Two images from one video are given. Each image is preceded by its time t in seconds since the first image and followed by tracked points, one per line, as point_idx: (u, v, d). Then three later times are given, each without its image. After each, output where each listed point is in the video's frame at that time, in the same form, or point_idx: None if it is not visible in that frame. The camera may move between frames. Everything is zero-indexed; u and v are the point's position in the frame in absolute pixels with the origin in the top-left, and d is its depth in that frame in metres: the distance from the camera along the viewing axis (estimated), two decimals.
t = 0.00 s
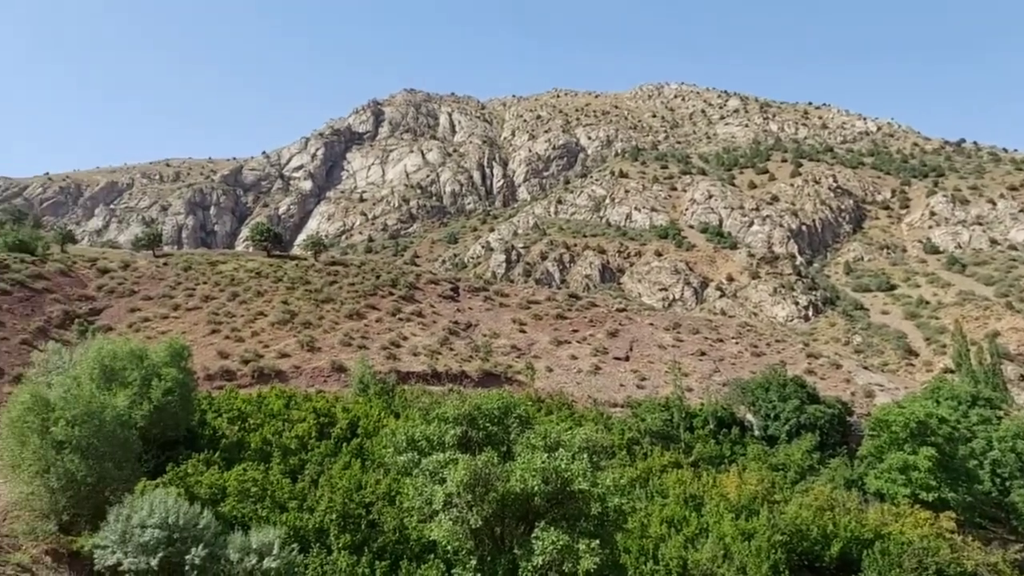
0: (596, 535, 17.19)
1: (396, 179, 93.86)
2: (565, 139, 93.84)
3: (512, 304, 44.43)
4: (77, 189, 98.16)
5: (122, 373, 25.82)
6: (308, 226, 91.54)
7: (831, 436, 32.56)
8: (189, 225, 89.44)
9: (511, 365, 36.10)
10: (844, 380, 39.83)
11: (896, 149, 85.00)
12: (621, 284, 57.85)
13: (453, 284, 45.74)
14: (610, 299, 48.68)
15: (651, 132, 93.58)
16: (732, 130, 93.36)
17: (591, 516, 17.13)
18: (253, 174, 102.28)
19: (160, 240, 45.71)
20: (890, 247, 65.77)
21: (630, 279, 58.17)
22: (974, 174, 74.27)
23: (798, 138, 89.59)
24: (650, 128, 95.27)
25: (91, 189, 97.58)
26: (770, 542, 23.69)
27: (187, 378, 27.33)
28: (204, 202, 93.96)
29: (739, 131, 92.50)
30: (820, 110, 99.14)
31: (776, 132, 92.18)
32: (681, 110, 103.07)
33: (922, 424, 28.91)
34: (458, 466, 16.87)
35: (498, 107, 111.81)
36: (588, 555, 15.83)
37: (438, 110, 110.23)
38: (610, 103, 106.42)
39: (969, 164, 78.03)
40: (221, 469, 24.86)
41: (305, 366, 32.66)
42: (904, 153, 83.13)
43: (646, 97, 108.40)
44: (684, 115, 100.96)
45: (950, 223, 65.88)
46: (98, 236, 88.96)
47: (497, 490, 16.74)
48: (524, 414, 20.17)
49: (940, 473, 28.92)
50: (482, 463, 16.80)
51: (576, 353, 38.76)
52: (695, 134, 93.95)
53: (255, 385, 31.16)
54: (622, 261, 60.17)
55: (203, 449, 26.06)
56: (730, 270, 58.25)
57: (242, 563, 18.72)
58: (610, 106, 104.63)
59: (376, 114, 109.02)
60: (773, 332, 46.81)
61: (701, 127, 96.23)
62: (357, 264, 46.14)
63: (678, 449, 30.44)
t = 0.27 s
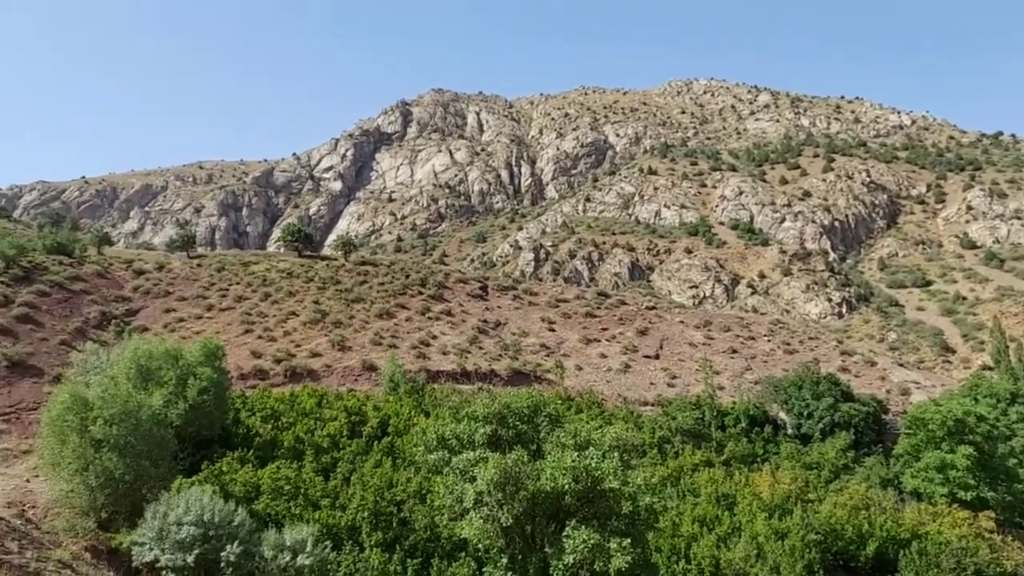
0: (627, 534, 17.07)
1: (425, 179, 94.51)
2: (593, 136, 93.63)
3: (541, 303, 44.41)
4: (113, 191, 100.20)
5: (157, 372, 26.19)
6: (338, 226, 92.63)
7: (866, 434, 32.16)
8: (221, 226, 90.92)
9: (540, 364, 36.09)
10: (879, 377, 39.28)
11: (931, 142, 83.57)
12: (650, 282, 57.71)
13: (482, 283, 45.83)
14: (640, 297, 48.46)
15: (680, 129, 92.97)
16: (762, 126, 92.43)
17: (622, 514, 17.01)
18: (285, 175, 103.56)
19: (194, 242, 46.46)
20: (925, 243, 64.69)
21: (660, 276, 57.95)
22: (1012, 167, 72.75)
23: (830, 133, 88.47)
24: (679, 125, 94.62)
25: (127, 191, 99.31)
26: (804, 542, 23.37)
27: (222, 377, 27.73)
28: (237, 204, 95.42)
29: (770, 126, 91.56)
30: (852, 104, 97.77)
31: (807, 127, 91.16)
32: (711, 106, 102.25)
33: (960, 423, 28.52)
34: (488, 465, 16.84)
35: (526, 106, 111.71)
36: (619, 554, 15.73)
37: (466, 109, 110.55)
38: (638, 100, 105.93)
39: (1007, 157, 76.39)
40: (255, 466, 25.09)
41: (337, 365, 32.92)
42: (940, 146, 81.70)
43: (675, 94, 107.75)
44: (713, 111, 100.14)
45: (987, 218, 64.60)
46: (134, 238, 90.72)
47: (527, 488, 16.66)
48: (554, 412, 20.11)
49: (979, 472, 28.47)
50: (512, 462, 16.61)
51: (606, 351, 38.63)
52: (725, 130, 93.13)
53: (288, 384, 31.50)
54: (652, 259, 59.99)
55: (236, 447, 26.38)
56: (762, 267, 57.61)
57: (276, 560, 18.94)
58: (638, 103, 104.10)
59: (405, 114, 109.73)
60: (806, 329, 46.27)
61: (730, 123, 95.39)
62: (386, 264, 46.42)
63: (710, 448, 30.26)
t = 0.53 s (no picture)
0: (659, 533, 16.92)
1: (454, 179, 94.91)
2: (622, 134, 93.26)
3: (570, 301, 44.34)
4: (147, 194, 102.03)
5: (193, 372, 26.55)
6: (368, 226, 93.44)
7: (902, 432, 31.77)
8: (254, 228, 92.19)
9: (570, 362, 36.05)
10: (915, 374, 38.70)
11: (968, 135, 81.99)
12: (681, 280, 57.45)
13: (511, 282, 45.88)
14: (670, 295, 48.18)
15: (709, 125, 92.24)
16: (794, 120, 91.36)
17: (654, 513, 16.88)
18: (315, 176, 104.21)
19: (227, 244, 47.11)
20: (962, 237, 63.49)
21: (691, 274, 57.66)
22: None
23: (864, 126, 87.22)
24: (709, 120, 93.87)
25: (161, 195, 100.85)
26: (839, 541, 23.04)
27: (255, 377, 28.09)
28: (268, 206, 96.53)
29: (801, 120, 90.49)
30: (886, 96, 96.26)
31: (840, 121, 89.98)
32: (741, 101, 101.27)
33: (1000, 420, 28.23)
34: (519, 463, 16.80)
35: (553, 104, 111.43)
36: (651, 552, 15.62)
37: (493, 108, 110.70)
38: (667, 96, 105.26)
39: None
40: (288, 465, 25.35)
41: (368, 365, 33.18)
42: (977, 139, 80.16)
43: (704, 89, 106.93)
44: (743, 106, 99.18)
45: None
46: (168, 240, 92.28)
47: (558, 487, 16.55)
48: (585, 411, 20.06)
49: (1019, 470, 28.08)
50: (543, 461, 16.53)
51: (636, 349, 38.47)
52: (756, 125, 92.19)
53: (320, 383, 31.80)
54: (682, 256, 59.68)
55: (270, 446, 26.68)
56: (795, 263, 56.91)
57: (310, 558, 19.13)
58: (667, 99, 103.43)
59: (433, 115, 110.29)
60: (840, 326, 45.69)
61: (761, 118, 94.39)
62: (416, 264, 46.65)
63: (743, 446, 30.06)
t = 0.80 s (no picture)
0: (696, 532, 16.81)
1: (485, 178, 95.21)
2: (654, 130, 92.69)
3: (603, 299, 44.22)
4: (186, 198, 104.03)
5: (231, 372, 26.96)
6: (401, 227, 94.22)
7: (945, 430, 31.27)
8: (289, 230, 93.50)
9: (604, 361, 35.96)
10: (958, 371, 37.94)
11: (1012, 125, 80.09)
12: (715, 277, 57.07)
13: (543, 281, 45.88)
14: (704, 292, 47.78)
15: (743, 120, 91.28)
16: (829, 113, 90.09)
17: (691, 513, 16.77)
18: (348, 178, 105.15)
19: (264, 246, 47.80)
20: (1005, 230, 62.02)
21: (726, 271, 57.27)
22: None
23: (902, 119, 85.67)
24: (742, 116, 92.92)
25: (199, 198, 102.74)
26: (881, 540, 22.65)
27: (292, 377, 28.46)
28: (303, 208, 97.74)
29: (838, 114, 89.19)
30: (925, 88, 94.41)
31: (877, 113, 88.53)
32: (775, 95, 100.07)
33: None
34: (553, 462, 16.70)
35: (585, 101, 111.04)
36: (688, 552, 15.54)
37: (524, 108, 110.75)
38: (700, 92, 104.38)
39: None
40: (325, 464, 25.60)
41: (402, 364, 33.41)
42: (1021, 129, 78.26)
43: (738, 84, 105.89)
44: (778, 100, 98.01)
45: None
46: (206, 243, 94.01)
47: (593, 486, 16.46)
48: (619, 410, 19.98)
49: None
50: (577, 460, 16.42)
51: (670, 347, 38.22)
52: (791, 120, 90.98)
53: (356, 383, 32.09)
54: (717, 253, 59.25)
55: (307, 445, 26.98)
56: (832, 259, 56.07)
57: (348, 556, 19.28)
58: (700, 94, 102.58)
59: (464, 115, 110.79)
60: (880, 322, 44.93)
61: (796, 112, 93.17)
62: (449, 264, 46.85)
63: (780, 445, 29.76)
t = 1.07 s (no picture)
0: (732, 531, 16.63)
1: (515, 177, 95.38)
2: (685, 127, 92.20)
3: (635, 298, 44.04)
4: (222, 201, 105.88)
5: (267, 372, 27.38)
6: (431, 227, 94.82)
7: (986, 428, 30.69)
8: (322, 231, 94.66)
9: (636, 360, 35.80)
10: (1000, 368, 37.11)
11: None
12: (749, 274, 56.70)
13: (575, 280, 45.82)
14: (738, 290, 47.33)
15: (776, 115, 90.31)
16: (865, 107, 88.79)
17: (726, 512, 16.61)
18: (379, 179, 106.03)
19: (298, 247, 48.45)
20: None
21: (760, 268, 56.90)
22: None
23: (940, 111, 84.12)
24: (775, 111, 91.92)
25: (234, 201, 104.45)
26: (921, 540, 22.26)
27: (327, 377, 28.77)
28: (335, 209, 98.81)
29: (873, 108, 87.86)
30: (964, 80, 92.53)
31: (915, 106, 87.04)
32: (809, 89, 98.84)
33: None
34: (586, 461, 16.64)
35: (615, 99, 110.47)
36: (724, 552, 15.42)
37: (554, 106, 110.65)
38: (731, 87, 103.46)
39: None
40: (360, 463, 25.81)
41: (434, 364, 33.55)
42: None
43: (770, 79, 104.80)
44: (812, 95, 96.79)
45: None
46: (241, 244, 95.59)
47: (626, 485, 16.37)
48: (653, 409, 19.94)
49: None
50: (610, 459, 16.34)
51: (704, 345, 37.94)
52: (824, 114, 89.72)
53: (389, 383, 32.32)
54: (750, 250, 58.82)
55: (342, 444, 27.23)
56: (869, 254, 55.14)
57: (383, 554, 19.43)
58: (731, 90, 101.69)
59: (494, 115, 111.16)
60: (918, 318, 44.13)
61: (830, 106, 91.91)
62: (480, 264, 46.98)
63: (817, 444, 29.42)
